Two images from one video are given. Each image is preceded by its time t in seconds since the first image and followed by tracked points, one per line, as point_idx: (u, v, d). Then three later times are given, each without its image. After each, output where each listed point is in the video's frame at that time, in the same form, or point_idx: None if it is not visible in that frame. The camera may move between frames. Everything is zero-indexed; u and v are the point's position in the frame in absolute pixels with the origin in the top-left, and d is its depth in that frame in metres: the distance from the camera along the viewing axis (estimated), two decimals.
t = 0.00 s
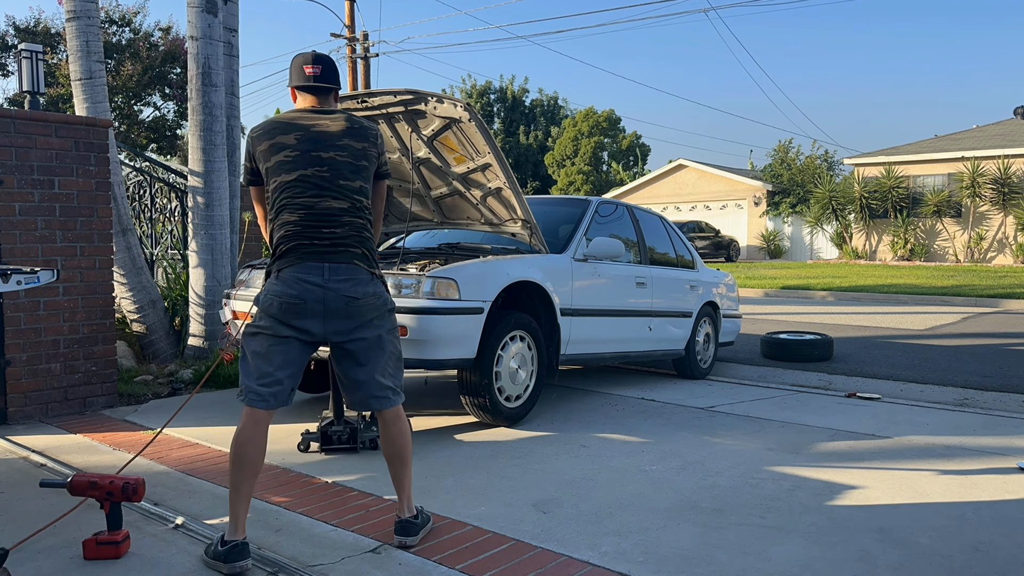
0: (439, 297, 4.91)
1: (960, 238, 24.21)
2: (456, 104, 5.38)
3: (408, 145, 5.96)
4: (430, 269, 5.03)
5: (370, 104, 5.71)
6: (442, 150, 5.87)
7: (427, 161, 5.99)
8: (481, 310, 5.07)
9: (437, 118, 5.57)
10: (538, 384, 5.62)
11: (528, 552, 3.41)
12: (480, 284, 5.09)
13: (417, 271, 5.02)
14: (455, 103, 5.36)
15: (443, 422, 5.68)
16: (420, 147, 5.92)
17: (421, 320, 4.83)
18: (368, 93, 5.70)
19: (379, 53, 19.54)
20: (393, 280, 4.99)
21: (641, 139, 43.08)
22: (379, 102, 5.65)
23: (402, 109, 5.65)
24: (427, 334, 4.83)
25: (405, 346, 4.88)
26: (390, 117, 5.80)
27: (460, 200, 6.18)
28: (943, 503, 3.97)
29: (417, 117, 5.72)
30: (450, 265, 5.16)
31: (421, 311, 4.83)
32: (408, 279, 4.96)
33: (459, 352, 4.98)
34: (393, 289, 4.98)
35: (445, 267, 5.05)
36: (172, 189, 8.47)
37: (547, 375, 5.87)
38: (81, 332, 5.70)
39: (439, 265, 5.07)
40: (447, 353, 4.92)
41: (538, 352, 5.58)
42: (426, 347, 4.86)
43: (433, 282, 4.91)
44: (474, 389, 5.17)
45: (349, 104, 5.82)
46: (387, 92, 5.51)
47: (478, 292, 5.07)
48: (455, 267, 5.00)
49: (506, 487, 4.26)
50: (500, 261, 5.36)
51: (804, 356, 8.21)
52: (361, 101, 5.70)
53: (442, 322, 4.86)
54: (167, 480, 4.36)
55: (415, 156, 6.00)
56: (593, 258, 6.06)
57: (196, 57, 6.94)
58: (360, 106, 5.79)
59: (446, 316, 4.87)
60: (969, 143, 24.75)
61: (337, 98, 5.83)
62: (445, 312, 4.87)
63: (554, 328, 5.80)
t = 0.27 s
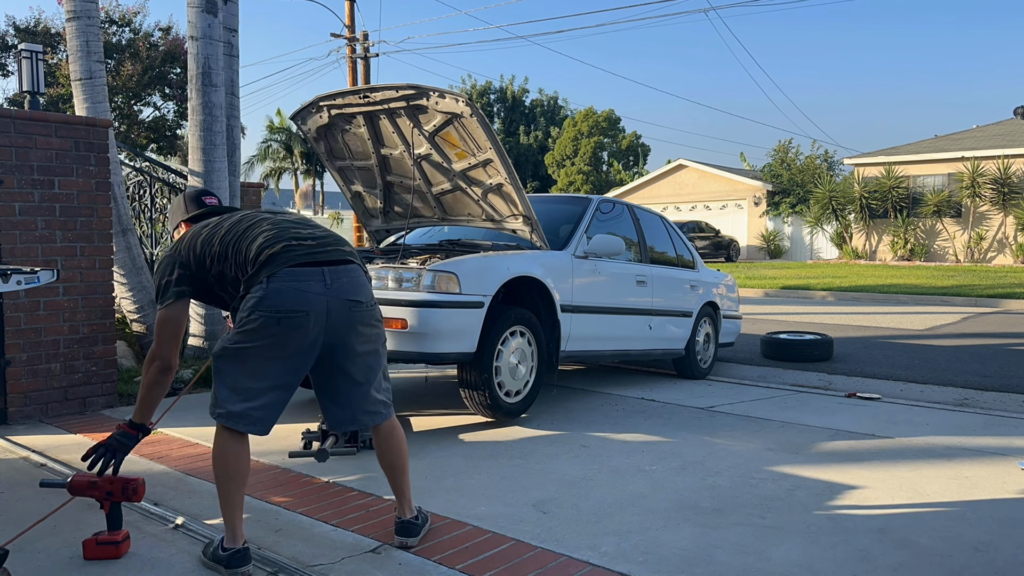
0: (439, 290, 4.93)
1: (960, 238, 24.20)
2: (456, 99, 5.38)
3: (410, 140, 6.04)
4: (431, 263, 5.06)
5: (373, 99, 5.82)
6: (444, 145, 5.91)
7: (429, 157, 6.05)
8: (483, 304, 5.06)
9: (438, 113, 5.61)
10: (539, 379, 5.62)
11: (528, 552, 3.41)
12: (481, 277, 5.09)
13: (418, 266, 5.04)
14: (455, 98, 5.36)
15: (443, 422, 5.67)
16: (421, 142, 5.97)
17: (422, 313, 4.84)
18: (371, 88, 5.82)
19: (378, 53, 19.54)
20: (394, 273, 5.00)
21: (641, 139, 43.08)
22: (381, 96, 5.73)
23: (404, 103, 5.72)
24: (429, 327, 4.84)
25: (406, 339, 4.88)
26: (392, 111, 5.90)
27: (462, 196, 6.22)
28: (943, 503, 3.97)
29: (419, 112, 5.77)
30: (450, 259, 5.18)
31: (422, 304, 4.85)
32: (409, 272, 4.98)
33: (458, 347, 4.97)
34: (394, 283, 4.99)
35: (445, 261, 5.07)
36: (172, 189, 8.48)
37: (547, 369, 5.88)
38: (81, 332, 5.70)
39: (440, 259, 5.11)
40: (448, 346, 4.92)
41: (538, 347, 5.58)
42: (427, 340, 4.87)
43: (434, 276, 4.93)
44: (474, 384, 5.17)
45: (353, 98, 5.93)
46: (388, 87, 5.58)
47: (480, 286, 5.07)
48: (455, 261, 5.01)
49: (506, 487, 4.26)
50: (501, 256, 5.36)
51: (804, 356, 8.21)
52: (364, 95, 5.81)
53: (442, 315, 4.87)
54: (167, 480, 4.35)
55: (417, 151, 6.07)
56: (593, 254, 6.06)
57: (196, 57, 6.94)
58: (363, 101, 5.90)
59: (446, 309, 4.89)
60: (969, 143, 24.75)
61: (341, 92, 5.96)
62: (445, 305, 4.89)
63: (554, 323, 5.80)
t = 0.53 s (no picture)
0: (439, 290, 4.89)
1: (960, 238, 24.21)
2: (457, 99, 5.37)
3: (410, 140, 6.04)
4: (431, 262, 5.00)
5: (373, 99, 5.83)
6: (444, 145, 5.91)
7: (429, 157, 6.05)
8: (483, 304, 5.08)
9: (439, 113, 5.60)
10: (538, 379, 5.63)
11: (528, 552, 3.42)
12: (481, 278, 5.10)
13: (418, 265, 4.97)
14: (456, 98, 5.35)
15: (444, 422, 5.68)
16: (421, 142, 5.98)
17: (422, 313, 4.81)
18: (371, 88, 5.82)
19: (378, 53, 19.55)
20: (394, 273, 4.93)
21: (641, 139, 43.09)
22: (381, 96, 5.73)
23: (404, 104, 5.72)
24: (428, 327, 4.82)
25: (406, 338, 4.85)
26: (392, 111, 5.90)
27: (462, 196, 6.22)
28: (943, 503, 3.97)
29: (419, 113, 5.77)
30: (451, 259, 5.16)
31: (421, 304, 4.81)
32: (409, 272, 4.92)
33: (459, 347, 4.97)
34: (394, 283, 4.92)
35: (445, 260, 5.04)
36: (172, 189, 8.47)
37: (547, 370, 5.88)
38: (81, 332, 5.70)
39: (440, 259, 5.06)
40: (448, 346, 4.92)
41: (538, 348, 5.58)
42: (427, 340, 4.85)
43: (433, 276, 4.88)
44: (474, 384, 5.17)
45: (353, 99, 5.94)
46: (388, 87, 5.58)
47: (480, 287, 5.08)
48: (455, 261, 5.01)
49: (506, 487, 4.26)
50: (502, 256, 5.36)
51: (804, 356, 8.22)
52: (364, 95, 5.81)
53: (442, 315, 4.85)
54: (167, 480, 4.36)
55: (417, 151, 6.07)
56: (593, 254, 6.07)
57: (196, 57, 6.95)
58: (363, 101, 5.91)
59: (446, 309, 4.86)
60: (969, 143, 24.75)
61: (341, 92, 5.97)
62: (445, 306, 4.86)
63: (554, 324, 5.80)
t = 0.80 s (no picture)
0: (439, 290, 4.88)
1: (960, 239, 24.21)
2: (457, 99, 5.37)
3: (410, 140, 6.04)
4: (431, 263, 5.00)
5: (373, 99, 5.82)
6: (444, 145, 5.91)
7: (429, 157, 6.05)
8: (483, 304, 5.07)
9: (438, 113, 5.60)
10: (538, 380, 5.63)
11: (528, 552, 3.42)
12: (481, 278, 5.09)
13: (417, 265, 4.97)
14: (456, 98, 5.35)
15: (444, 422, 5.68)
16: (421, 142, 5.97)
17: (421, 313, 4.81)
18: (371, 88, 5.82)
19: (378, 53, 19.56)
20: (394, 273, 4.93)
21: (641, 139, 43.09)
22: (381, 96, 5.73)
23: (404, 104, 5.72)
24: (428, 327, 4.82)
25: (406, 339, 4.85)
26: (392, 111, 5.90)
27: (462, 196, 6.22)
28: (943, 503, 3.97)
29: (419, 113, 5.77)
30: (451, 258, 5.16)
31: (421, 304, 4.81)
32: (408, 272, 4.92)
33: (459, 347, 4.97)
34: (393, 283, 4.92)
35: (445, 260, 5.03)
36: (172, 189, 8.47)
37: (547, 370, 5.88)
38: (81, 332, 5.70)
39: (440, 259, 5.06)
40: (448, 346, 4.92)
41: (538, 348, 5.58)
42: (426, 340, 4.85)
43: (433, 276, 4.88)
44: (474, 384, 5.17)
45: (353, 98, 5.93)
46: (388, 87, 5.58)
47: (480, 287, 5.08)
48: (455, 261, 5.00)
49: (506, 487, 4.26)
50: (502, 256, 5.36)
51: (804, 356, 8.22)
52: (364, 95, 5.81)
53: (442, 315, 4.85)
54: (167, 480, 4.36)
55: (417, 151, 6.07)
56: (593, 254, 6.07)
57: (196, 57, 6.95)
58: (363, 101, 5.91)
59: (446, 309, 4.85)
60: (969, 143, 24.76)
61: (341, 92, 5.96)
62: (445, 306, 4.85)
63: (554, 324, 5.80)
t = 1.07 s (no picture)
0: (439, 291, 4.88)
1: (960, 239, 24.21)
2: (457, 100, 5.37)
3: (410, 140, 6.04)
4: (431, 263, 5.00)
5: (373, 99, 5.82)
6: (444, 146, 5.91)
7: (429, 157, 6.05)
8: (483, 304, 5.07)
9: (439, 113, 5.60)
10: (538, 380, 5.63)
11: (528, 552, 3.42)
12: (481, 278, 5.09)
13: (417, 265, 4.97)
14: (456, 99, 5.34)
15: (444, 422, 5.68)
16: (421, 142, 5.97)
17: (421, 314, 4.81)
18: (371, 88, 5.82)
19: (378, 53, 19.55)
20: (394, 273, 4.93)
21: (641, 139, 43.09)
22: (381, 97, 5.73)
23: (404, 104, 5.71)
24: (428, 328, 4.82)
25: (406, 339, 4.85)
26: (392, 111, 5.90)
27: (462, 196, 6.22)
28: (943, 503, 3.97)
29: (419, 113, 5.77)
30: (451, 258, 5.16)
31: (421, 305, 4.81)
32: (409, 272, 4.92)
33: (459, 347, 4.97)
34: (394, 283, 4.92)
35: (445, 260, 5.03)
36: (172, 189, 8.47)
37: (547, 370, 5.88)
38: (81, 332, 5.70)
39: (440, 259, 5.06)
40: (448, 347, 4.92)
41: (538, 348, 5.58)
42: (426, 340, 4.85)
43: (433, 276, 4.88)
44: (474, 384, 5.17)
45: (354, 99, 5.93)
46: (388, 87, 5.58)
47: (480, 287, 5.08)
48: (455, 261, 5.00)
49: (506, 487, 4.27)
50: (502, 256, 5.36)
51: (804, 356, 8.22)
52: (365, 95, 5.81)
53: (442, 315, 4.84)
54: (167, 480, 4.36)
55: (417, 151, 6.07)
56: (593, 254, 6.07)
57: (197, 57, 6.95)
58: (363, 101, 5.90)
59: (446, 310, 4.85)
60: (969, 143, 24.75)
61: (341, 92, 5.96)
62: (445, 306, 4.85)
63: (554, 324, 5.79)
